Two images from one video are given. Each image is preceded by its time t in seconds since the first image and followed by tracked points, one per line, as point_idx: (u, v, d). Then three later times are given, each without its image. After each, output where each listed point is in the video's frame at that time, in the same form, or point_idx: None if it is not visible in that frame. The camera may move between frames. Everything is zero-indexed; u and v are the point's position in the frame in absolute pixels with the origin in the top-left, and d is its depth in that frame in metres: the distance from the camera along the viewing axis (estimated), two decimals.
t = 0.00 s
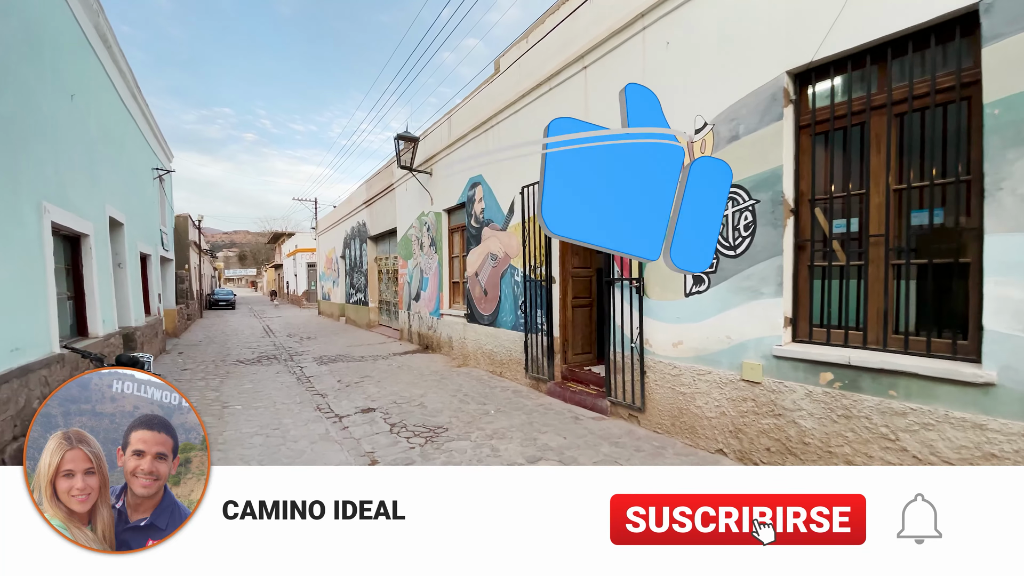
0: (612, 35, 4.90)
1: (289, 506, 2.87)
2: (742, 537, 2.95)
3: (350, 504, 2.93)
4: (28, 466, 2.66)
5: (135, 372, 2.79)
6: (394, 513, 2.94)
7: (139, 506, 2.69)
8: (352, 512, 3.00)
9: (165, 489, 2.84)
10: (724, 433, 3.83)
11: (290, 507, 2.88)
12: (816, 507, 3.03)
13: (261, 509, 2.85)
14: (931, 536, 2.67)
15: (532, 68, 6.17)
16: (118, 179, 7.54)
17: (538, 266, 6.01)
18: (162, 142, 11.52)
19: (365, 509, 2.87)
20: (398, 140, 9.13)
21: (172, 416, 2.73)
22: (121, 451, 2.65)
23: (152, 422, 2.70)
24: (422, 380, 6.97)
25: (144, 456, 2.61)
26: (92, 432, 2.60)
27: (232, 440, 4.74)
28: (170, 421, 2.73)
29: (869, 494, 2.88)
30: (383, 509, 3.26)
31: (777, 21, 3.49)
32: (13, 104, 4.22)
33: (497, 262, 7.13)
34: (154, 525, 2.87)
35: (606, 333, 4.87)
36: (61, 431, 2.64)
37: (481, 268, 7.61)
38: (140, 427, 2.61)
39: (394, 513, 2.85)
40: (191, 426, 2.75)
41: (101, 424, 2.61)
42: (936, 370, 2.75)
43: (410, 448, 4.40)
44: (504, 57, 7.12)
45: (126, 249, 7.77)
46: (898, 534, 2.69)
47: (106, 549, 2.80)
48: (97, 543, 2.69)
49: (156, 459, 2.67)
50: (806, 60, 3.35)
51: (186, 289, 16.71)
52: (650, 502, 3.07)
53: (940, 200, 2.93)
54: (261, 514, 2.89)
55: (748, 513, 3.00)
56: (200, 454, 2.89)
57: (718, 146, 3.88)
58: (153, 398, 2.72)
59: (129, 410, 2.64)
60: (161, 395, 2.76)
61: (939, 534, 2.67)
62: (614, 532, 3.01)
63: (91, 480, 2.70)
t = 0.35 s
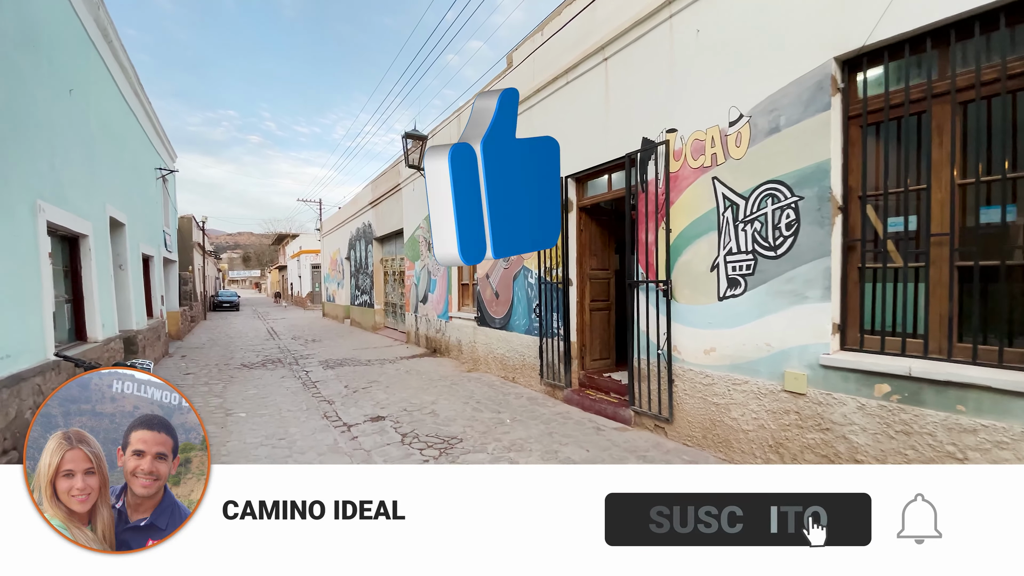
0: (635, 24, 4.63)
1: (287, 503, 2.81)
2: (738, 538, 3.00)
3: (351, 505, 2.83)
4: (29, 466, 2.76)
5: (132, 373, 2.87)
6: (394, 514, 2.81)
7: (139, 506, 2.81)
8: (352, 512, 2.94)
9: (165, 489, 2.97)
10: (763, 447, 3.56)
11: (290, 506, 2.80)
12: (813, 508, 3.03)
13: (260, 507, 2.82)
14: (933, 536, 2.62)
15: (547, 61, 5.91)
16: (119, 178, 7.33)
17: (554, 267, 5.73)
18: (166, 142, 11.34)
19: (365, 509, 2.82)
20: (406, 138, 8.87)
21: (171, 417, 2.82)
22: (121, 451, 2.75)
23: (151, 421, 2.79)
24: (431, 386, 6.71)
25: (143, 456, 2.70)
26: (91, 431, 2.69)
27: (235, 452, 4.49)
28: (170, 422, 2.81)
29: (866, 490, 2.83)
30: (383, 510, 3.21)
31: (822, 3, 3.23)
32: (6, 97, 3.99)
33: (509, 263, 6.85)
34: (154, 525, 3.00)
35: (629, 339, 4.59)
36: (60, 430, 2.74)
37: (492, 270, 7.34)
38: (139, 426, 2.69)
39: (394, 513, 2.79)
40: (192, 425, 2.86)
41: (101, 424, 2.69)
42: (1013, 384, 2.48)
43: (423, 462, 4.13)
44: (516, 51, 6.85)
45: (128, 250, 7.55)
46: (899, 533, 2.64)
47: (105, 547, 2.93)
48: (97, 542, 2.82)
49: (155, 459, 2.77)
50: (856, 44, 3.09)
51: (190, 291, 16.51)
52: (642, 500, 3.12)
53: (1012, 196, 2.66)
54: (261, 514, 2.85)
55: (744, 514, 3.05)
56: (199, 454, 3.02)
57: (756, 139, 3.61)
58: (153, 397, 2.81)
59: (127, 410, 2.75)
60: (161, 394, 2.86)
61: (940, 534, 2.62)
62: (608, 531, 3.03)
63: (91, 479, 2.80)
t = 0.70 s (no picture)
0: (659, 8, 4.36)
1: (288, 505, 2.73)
2: (736, 538, 2.96)
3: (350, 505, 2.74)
4: (29, 465, 2.68)
5: (133, 373, 2.77)
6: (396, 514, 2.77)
7: (139, 506, 2.72)
8: (353, 512, 2.88)
9: (165, 489, 2.90)
10: (806, 460, 3.29)
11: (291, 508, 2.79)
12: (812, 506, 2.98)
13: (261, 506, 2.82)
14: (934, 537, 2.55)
15: (563, 51, 5.65)
16: (119, 175, 7.10)
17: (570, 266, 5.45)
18: (168, 139, 11.11)
19: (366, 509, 2.75)
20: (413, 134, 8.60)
21: (171, 416, 2.74)
22: (121, 451, 2.66)
23: (152, 422, 2.69)
24: (440, 390, 6.43)
25: (143, 456, 2.61)
26: (92, 431, 2.60)
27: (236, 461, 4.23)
28: (170, 421, 2.73)
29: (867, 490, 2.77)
30: (384, 510, 3.13)
31: None
32: None
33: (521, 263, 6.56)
34: (154, 525, 2.92)
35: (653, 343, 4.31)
36: (60, 430, 2.65)
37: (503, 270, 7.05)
38: (139, 428, 2.59)
39: (394, 513, 2.75)
40: (192, 425, 2.76)
41: (101, 424, 2.60)
42: None
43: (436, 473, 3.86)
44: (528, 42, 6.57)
45: (127, 249, 7.32)
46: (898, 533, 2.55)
47: (106, 549, 2.83)
48: (97, 543, 2.72)
49: (156, 459, 2.69)
50: (914, 20, 2.82)
51: (192, 292, 16.29)
52: (642, 499, 3.07)
53: None
54: (261, 514, 2.84)
55: (744, 513, 3.00)
56: (199, 454, 2.95)
57: (797, 125, 3.34)
58: (153, 398, 2.70)
59: (129, 410, 2.64)
60: (163, 395, 2.74)
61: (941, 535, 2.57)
62: (608, 531, 2.98)
63: (91, 480, 2.72)
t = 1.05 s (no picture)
0: None
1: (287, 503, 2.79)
2: (735, 537, 2.98)
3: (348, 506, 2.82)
4: (29, 466, 2.79)
5: (135, 373, 2.83)
6: (394, 514, 2.84)
7: (139, 506, 2.82)
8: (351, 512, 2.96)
9: (165, 489, 3.00)
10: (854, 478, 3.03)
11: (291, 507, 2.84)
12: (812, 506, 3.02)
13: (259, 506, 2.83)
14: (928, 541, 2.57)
15: (578, 41, 5.38)
16: (115, 173, 6.87)
17: (586, 266, 5.17)
18: (168, 138, 10.91)
19: (364, 509, 2.82)
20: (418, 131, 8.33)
21: (171, 416, 2.82)
22: (121, 452, 2.77)
23: (152, 422, 2.78)
24: (448, 396, 6.15)
25: (144, 456, 2.72)
26: (93, 431, 2.70)
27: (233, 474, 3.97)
28: (169, 422, 2.81)
29: (865, 490, 2.80)
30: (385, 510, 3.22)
31: None
32: None
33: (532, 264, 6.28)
34: (154, 524, 3.01)
35: (678, 348, 4.03)
36: (61, 430, 2.76)
37: (512, 271, 6.77)
38: (139, 428, 2.66)
39: (394, 513, 2.81)
40: (192, 426, 2.84)
41: (100, 424, 2.68)
42: None
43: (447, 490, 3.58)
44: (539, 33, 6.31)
45: (125, 249, 7.08)
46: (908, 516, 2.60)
47: (107, 548, 2.95)
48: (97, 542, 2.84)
49: (155, 459, 2.78)
50: None
51: (193, 294, 16.06)
52: (642, 500, 3.09)
53: None
54: (261, 514, 2.87)
55: (745, 512, 3.03)
56: (199, 454, 3.05)
57: (843, 113, 3.08)
58: (153, 398, 2.79)
59: (127, 412, 2.74)
60: (163, 395, 2.83)
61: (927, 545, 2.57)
62: (607, 531, 3.02)
63: (91, 480, 2.84)
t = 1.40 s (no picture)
0: None
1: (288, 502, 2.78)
2: (735, 537, 3.02)
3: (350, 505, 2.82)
4: (29, 466, 2.72)
5: (135, 372, 2.75)
6: (395, 513, 2.84)
7: (139, 506, 2.76)
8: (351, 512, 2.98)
9: (165, 489, 2.94)
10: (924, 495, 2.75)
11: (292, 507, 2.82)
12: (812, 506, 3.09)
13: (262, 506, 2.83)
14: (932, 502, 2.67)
15: (598, 25, 5.09)
16: (113, 168, 6.61)
17: (608, 264, 4.86)
18: (169, 134, 10.65)
19: (365, 509, 2.83)
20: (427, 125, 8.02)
21: (171, 416, 2.76)
22: (121, 451, 2.70)
23: (151, 424, 2.72)
24: (460, 401, 5.86)
25: (142, 456, 2.67)
26: (89, 432, 2.64)
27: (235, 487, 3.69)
28: (170, 421, 2.76)
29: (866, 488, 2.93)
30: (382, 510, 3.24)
31: None
32: None
33: (547, 261, 5.97)
34: (154, 524, 2.95)
35: (715, 352, 3.73)
36: (59, 430, 2.68)
37: (526, 269, 6.46)
38: (138, 428, 2.62)
39: (394, 513, 2.83)
40: (191, 425, 2.80)
41: (100, 424, 2.62)
42: None
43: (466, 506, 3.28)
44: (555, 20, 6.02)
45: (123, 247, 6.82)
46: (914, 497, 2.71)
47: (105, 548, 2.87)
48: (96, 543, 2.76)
49: (156, 459, 2.73)
50: None
51: (196, 294, 15.84)
52: (642, 500, 3.14)
53: None
54: (261, 514, 2.88)
55: (745, 513, 3.07)
56: (200, 454, 2.98)
57: (909, 92, 2.77)
58: (153, 398, 2.72)
59: (125, 412, 2.67)
60: (161, 395, 2.76)
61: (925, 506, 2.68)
62: (608, 530, 3.04)
63: (91, 480, 2.77)
